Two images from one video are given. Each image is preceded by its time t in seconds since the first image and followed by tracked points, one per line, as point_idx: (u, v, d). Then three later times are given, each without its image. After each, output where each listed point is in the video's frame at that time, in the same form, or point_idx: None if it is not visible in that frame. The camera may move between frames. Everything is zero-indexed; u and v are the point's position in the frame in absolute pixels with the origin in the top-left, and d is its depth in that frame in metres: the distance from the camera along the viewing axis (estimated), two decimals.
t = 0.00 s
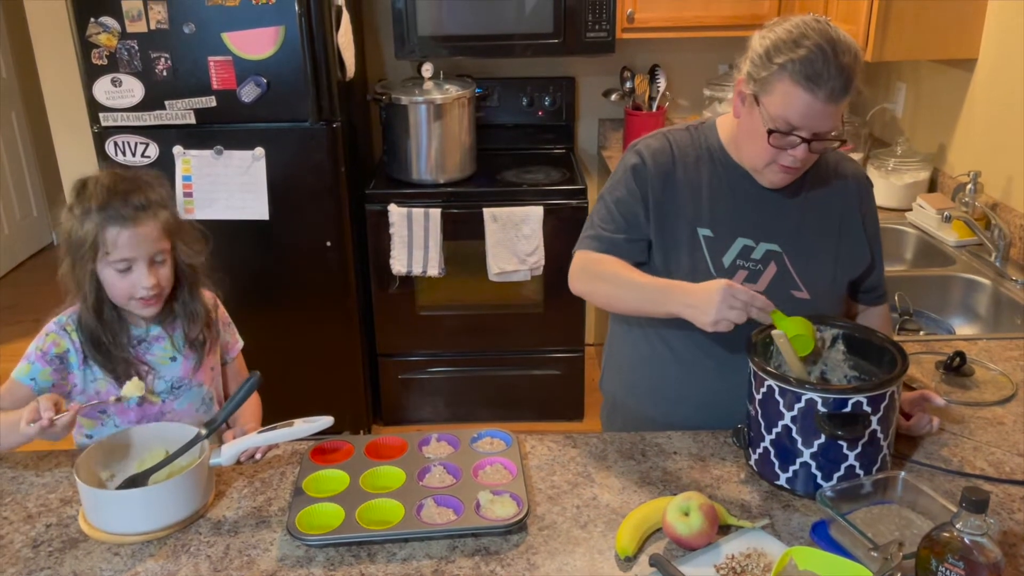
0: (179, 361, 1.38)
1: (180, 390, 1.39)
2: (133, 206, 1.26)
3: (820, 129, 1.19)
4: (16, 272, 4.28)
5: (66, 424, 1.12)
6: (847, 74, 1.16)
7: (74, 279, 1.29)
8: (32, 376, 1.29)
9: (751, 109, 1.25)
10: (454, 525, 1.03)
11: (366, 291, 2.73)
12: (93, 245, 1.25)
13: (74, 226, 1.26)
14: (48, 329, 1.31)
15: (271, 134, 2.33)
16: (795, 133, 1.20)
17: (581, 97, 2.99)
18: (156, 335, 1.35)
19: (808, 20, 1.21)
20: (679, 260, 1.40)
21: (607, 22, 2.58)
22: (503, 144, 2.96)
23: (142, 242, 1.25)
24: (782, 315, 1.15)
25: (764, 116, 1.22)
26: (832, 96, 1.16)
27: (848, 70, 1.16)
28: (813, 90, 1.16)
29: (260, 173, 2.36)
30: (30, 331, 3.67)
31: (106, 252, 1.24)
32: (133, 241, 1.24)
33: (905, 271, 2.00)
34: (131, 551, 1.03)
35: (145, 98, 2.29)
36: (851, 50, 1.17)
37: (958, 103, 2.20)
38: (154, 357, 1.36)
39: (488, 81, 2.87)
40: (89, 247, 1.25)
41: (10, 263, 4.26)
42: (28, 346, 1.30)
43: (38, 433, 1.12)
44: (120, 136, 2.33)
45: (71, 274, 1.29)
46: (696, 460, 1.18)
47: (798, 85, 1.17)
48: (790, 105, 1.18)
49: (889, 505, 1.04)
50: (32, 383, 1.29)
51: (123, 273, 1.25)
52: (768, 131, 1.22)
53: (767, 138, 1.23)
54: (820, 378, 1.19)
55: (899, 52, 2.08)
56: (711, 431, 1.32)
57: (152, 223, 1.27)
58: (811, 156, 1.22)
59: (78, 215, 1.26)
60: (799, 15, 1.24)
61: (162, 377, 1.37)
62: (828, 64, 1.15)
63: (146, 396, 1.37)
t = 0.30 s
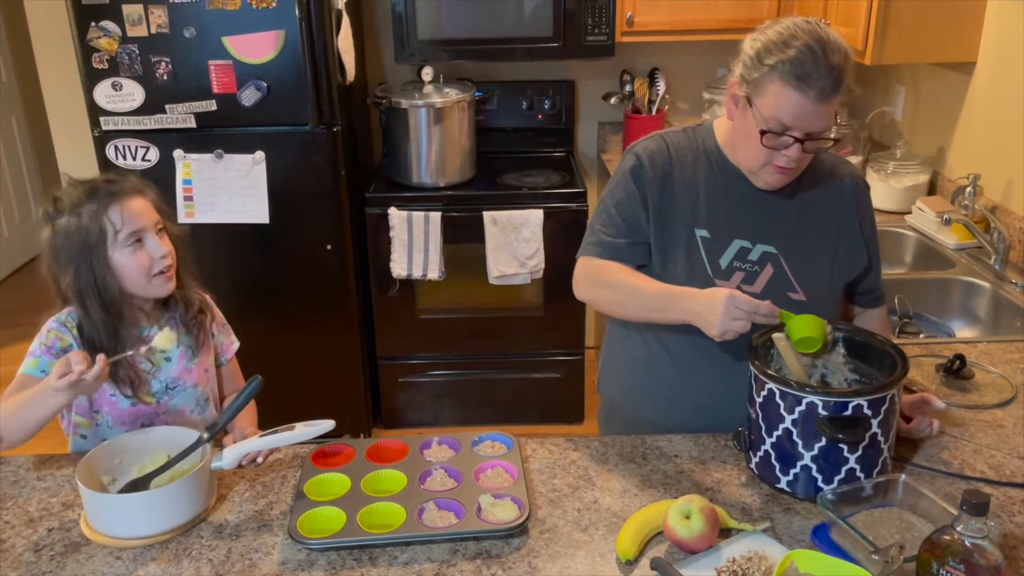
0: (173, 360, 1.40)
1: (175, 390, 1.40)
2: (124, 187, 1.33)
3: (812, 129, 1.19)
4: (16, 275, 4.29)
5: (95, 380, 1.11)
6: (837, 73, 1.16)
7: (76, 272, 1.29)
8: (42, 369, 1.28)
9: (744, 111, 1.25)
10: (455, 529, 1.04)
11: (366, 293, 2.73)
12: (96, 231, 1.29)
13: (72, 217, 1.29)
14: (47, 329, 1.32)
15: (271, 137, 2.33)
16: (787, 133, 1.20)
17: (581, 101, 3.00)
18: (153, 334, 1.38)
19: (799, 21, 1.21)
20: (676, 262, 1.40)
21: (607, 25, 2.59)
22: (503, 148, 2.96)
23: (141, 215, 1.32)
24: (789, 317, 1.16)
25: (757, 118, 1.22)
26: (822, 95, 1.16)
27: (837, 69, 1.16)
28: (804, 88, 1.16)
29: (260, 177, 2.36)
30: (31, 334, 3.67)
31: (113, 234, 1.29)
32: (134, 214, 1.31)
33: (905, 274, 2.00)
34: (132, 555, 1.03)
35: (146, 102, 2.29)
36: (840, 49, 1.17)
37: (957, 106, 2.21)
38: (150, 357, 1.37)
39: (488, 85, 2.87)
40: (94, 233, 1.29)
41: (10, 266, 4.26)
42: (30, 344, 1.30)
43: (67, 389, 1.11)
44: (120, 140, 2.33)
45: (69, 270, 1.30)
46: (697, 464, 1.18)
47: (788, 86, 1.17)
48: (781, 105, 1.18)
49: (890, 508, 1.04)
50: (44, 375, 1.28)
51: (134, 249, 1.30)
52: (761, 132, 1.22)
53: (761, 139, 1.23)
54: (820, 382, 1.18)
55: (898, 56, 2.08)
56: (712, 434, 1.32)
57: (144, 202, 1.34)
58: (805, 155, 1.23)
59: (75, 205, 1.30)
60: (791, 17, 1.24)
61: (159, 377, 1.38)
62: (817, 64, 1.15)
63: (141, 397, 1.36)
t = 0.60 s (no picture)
0: (176, 365, 1.39)
1: (178, 395, 1.40)
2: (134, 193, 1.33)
3: (802, 129, 1.19)
4: (16, 278, 4.29)
5: (128, 354, 1.12)
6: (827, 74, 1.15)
7: (82, 277, 1.30)
8: (55, 366, 1.27)
9: (739, 112, 1.26)
10: (455, 533, 1.03)
11: (366, 296, 2.73)
12: (105, 236, 1.29)
13: (81, 222, 1.30)
14: (54, 332, 1.31)
15: (271, 140, 2.33)
16: (778, 133, 1.21)
17: (581, 104, 3.00)
18: (156, 339, 1.38)
19: (794, 23, 1.21)
20: (677, 263, 1.40)
21: (607, 28, 2.59)
22: (502, 150, 2.96)
23: (151, 222, 1.33)
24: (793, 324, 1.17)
25: (749, 118, 1.23)
26: (812, 95, 1.16)
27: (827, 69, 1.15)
28: (790, 88, 1.16)
29: (260, 180, 2.36)
30: (30, 338, 3.67)
31: (122, 240, 1.30)
32: (144, 221, 1.31)
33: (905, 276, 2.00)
34: (132, 559, 1.03)
35: (145, 105, 2.29)
36: (831, 49, 1.17)
37: (956, 108, 2.21)
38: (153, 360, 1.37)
39: (488, 87, 2.87)
40: (102, 238, 1.29)
41: (10, 269, 4.27)
42: (39, 345, 1.28)
43: (99, 360, 1.11)
44: (120, 143, 2.33)
45: (75, 275, 1.30)
46: (697, 467, 1.18)
47: (778, 86, 1.17)
48: (771, 105, 1.18)
49: (890, 511, 1.04)
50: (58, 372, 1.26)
51: (143, 255, 1.30)
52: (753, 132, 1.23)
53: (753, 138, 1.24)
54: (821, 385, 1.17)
55: (898, 59, 2.08)
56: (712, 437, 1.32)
57: (152, 208, 1.34)
58: (797, 155, 1.22)
59: (84, 210, 1.30)
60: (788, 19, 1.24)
61: (161, 381, 1.38)
62: (806, 64, 1.15)
63: (144, 401, 1.36)
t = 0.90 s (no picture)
0: (180, 366, 1.39)
1: (183, 396, 1.39)
2: (147, 197, 1.33)
3: (732, 105, 1.24)
4: (16, 280, 4.29)
5: (130, 358, 1.11)
6: (761, 55, 1.21)
7: (89, 277, 1.30)
8: (59, 368, 1.26)
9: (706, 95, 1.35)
10: (455, 536, 1.03)
11: (366, 298, 2.72)
12: (114, 238, 1.29)
13: (91, 222, 1.30)
14: (59, 332, 1.30)
15: (271, 142, 2.33)
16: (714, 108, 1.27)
17: (581, 106, 3.00)
18: (161, 341, 1.37)
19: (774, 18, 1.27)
20: (678, 264, 1.39)
21: (606, 29, 2.59)
22: (502, 152, 2.96)
23: (161, 226, 1.32)
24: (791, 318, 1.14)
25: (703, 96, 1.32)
26: (743, 71, 1.22)
27: (761, 51, 1.21)
28: (726, 65, 1.24)
29: (259, 182, 2.36)
30: (30, 341, 3.67)
31: (131, 243, 1.29)
32: (154, 226, 1.31)
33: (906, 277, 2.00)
34: (131, 563, 1.02)
35: (145, 107, 2.29)
36: (780, 38, 1.21)
37: (957, 110, 2.21)
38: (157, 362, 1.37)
39: (488, 89, 2.87)
40: (110, 240, 1.29)
41: (10, 271, 4.27)
42: (43, 347, 1.28)
43: (102, 363, 1.11)
44: (119, 145, 2.33)
45: (82, 275, 1.30)
46: (698, 470, 1.17)
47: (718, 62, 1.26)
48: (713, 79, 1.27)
49: (893, 513, 1.04)
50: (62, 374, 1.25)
51: (150, 259, 1.30)
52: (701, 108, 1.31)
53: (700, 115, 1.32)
54: (823, 387, 1.17)
55: (898, 61, 2.08)
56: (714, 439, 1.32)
57: (163, 212, 1.34)
58: (731, 135, 1.27)
59: (95, 211, 1.30)
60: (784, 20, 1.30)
61: (166, 382, 1.38)
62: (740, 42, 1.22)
63: (149, 402, 1.36)
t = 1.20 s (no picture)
0: (182, 368, 1.39)
1: (184, 398, 1.40)
2: (140, 196, 1.34)
3: (709, 99, 1.25)
4: (16, 280, 4.29)
5: (133, 355, 1.11)
6: (736, 48, 1.22)
7: (83, 275, 1.30)
8: (62, 370, 1.26)
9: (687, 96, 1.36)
10: (456, 537, 1.03)
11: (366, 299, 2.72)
12: (106, 236, 1.29)
13: (84, 221, 1.30)
14: (62, 334, 1.31)
15: (270, 143, 2.33)
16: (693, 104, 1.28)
17: (581, 106, 3.00)
18: (162, 343, 1.37)
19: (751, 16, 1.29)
20: (670, 265, 1.39)
21: (606, 30, 2.59)
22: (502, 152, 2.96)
23: (153, 224, 1.32)
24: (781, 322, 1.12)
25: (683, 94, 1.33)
26: (719, 64, 1.24)
27: (735, 44, 1.22)
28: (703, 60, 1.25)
29: (259, 182, 2.36)
30: (30, 342, 3.67)
31: (122, 241, 1.30)
32: (145, 223, 1.31)
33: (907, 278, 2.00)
34: (131, 564, 1.02)
35: (145, 108, 2.29)
36: (756, 32, 1.22)
37: (957, 109, 2.21)
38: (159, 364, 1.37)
39: (488, 90, 2.87)
40: (101, 239, 1.29)
41: (10, 272, 4.27)
42: (47, 347, 1.28)
43: (105, 360, 1.11)
44: (120, 146, 2.33)
45: (76, 273, 1.31)
46: (699, 470, 1.17)
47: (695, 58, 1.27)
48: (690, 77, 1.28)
49: (895, 514, 1.03)
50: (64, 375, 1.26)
51: (141, 257, 1.30)
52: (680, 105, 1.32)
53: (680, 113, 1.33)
54: (823, 387, 1.18)
55: (899, 61, 2.07)
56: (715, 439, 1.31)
57: (156, 210, 1.34)
58: (709, 130, 1.27)
59: (89, 210, 1.31)
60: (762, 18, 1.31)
61: (167, 384, 1.38)
62: (715, 38, 1.23)
63: (151, 403, 1.36)
